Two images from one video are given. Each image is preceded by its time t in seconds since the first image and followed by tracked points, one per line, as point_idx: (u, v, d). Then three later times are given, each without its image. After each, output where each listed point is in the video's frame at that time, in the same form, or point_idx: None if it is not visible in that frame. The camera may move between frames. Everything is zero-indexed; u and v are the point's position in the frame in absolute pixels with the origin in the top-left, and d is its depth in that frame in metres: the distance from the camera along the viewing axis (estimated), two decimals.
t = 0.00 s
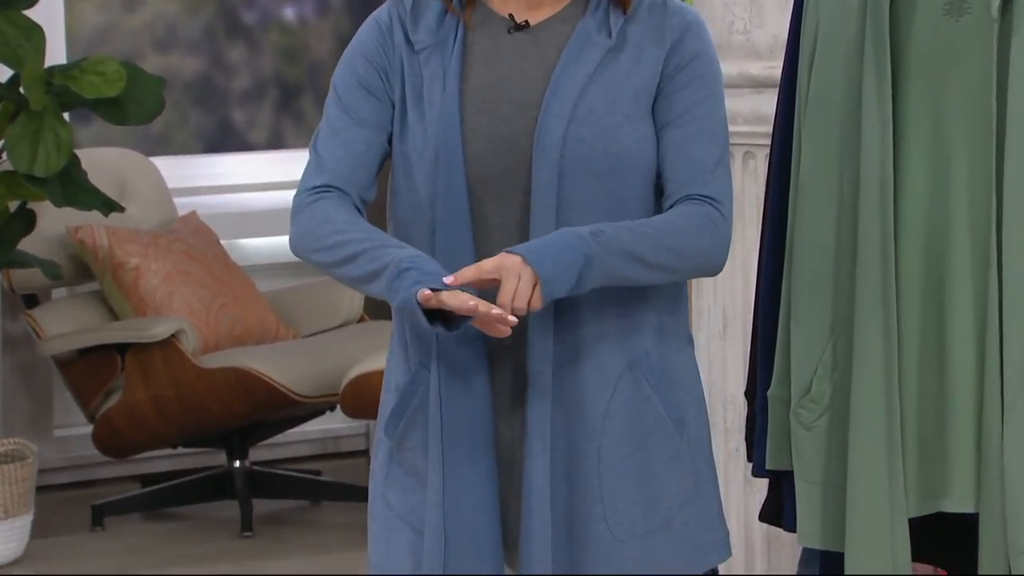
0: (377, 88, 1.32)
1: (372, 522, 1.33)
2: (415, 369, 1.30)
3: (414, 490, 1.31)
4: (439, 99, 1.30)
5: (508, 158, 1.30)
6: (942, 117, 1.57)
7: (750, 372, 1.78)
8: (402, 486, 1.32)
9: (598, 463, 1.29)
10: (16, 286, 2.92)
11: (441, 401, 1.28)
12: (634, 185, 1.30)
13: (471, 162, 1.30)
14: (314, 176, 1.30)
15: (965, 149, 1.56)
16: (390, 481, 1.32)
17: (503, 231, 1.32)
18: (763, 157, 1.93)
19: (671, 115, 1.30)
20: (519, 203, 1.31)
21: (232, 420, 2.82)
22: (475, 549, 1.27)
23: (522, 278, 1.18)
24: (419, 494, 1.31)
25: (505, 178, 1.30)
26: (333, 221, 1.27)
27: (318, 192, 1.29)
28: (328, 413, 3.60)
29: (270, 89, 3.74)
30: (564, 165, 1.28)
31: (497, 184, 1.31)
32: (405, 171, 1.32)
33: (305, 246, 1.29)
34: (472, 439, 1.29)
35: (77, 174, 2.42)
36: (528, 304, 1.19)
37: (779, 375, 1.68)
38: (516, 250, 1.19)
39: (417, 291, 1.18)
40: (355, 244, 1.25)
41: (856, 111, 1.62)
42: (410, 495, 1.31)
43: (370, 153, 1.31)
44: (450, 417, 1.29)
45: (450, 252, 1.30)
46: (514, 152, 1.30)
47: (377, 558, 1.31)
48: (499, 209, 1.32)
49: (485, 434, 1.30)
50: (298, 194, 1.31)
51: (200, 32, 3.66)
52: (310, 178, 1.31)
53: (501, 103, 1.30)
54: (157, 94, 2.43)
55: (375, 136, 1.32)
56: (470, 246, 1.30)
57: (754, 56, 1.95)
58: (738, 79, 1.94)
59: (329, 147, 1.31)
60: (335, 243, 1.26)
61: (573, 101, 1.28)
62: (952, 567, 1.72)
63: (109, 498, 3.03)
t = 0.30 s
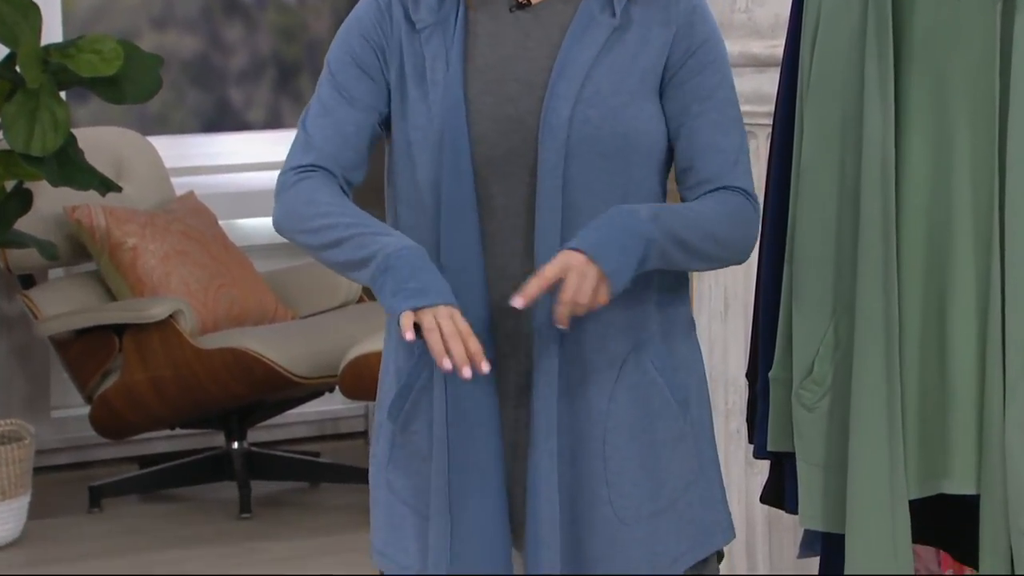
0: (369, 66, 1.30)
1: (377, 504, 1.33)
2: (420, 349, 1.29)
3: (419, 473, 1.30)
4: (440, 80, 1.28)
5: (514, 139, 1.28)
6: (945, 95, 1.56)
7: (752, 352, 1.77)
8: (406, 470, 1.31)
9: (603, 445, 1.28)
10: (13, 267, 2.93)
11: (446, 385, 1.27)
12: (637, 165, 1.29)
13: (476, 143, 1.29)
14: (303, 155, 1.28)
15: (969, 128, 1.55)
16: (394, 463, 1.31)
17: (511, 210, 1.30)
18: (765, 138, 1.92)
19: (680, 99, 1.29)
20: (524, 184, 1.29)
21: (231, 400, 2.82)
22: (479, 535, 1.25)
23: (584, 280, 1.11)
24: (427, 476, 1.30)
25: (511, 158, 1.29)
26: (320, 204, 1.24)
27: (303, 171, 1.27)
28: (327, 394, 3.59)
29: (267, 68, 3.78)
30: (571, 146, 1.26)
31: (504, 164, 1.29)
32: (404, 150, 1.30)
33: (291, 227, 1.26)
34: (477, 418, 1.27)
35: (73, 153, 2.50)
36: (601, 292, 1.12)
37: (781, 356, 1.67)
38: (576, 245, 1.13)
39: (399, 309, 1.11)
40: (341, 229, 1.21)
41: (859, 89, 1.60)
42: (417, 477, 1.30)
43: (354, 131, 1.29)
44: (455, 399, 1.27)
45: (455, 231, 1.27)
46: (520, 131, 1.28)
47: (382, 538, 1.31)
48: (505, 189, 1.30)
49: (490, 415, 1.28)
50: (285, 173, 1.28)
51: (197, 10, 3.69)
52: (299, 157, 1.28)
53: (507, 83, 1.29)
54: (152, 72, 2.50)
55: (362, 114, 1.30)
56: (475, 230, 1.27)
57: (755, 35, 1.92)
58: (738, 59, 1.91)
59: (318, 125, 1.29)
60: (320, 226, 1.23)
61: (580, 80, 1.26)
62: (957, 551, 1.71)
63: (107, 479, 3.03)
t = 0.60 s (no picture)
0: (382, 41, 1.20)
1: (382, 490, 1.25)
2: (453, 334, 1.23)
3: (441, 462, 1.25)
4: (473, 57, 1.21)
5: (547, 110, 1.24)
6: (949, 82, 1.54)
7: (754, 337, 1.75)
8: (424, 458, 1.25)
9: (621, 418, 1.27)
10: (8, 253, 2.93)
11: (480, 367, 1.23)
12: (649, 137, 1.27)
13: (512, 113, 1.23)
14: (336, 140, 1.17)
15: (972, 116, 1.54)
16: (404, 449, 1.25)
17: (542, 182, 1.25)
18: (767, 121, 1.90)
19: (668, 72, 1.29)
20: (559, 156, 1.25)
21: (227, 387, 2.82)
22: (513, 530, 1.24)
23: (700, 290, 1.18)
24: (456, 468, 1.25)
25: (544, 130, 1.24)
26: (377, 194, 1.15)
27: (344, 155, 1.17)
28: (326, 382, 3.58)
29: (265, 52, 3.76)
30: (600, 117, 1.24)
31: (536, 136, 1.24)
32: (422, 130, 1.22)
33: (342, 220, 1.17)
34: (511, 399, 1.24)
35: (68, 137, 2.49)
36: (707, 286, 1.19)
37: (784, 342, 1.65)
38: (674, 249, 1.19)
39: (515, 312, 1.08)
40: (408, 219, 1.14)
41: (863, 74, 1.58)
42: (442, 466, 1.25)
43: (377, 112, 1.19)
44: (488, 379, 1.23)
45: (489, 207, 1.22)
46: (550, 105, 1.24)
47: (392, 530, 1.25)
48: (535, 161, 1.25)
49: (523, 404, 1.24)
50: (317, 160, 1.17)
51: None
52: (331, 142, 1.17)
53: (535, 51, 1.23)
54: (148, 54, 2.47)
55: (382, 93, 1.19)
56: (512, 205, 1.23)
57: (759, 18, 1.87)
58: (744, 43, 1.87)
59: (338, 105, 1.18)
60: (383, 218, 1.15)
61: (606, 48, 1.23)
62: (957, 538, 1.70)
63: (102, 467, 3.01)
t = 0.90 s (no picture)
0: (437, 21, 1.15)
1: (419, 488, 1.22)
2: (508, 325, 1.22)
3: (488, 457, 1.22)
4: (527, 36, 1.19)
5: (585, 86, 1.24)
6: (958, 69, 1.51)
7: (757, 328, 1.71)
8: (466, 454, 1.21)
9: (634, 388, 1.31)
10: None
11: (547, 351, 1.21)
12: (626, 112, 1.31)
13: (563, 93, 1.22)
14: (440, 120, 1.11)
15: (981, 104, 1.50)
16: (446, 442, 1.21)
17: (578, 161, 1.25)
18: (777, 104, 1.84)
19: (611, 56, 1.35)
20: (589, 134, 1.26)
21: (222, 377, 2.79)
22: (570, 522, 1.20)
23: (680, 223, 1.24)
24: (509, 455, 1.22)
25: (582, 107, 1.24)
26: (506, 170, 1.11)
27: (453, 133, 1.11)
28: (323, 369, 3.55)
29: (259, 34, 3.71)
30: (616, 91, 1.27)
31: (577, 113, 1.23)
32: (477, 113, 1.19)
33: (467, 201, 1.11)
34: (567, 385, 1.21)
35: (58, 122, 2.47)
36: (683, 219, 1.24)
37: (790, 333, 1.62)
38: (661, 189, 1.26)
39: (680, 278, 1.12)
40: (544, 192, 1.11)
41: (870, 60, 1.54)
42: (481, 461, 1.21)
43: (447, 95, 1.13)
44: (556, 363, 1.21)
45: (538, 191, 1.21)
46: (584, 79, 1.24)
47: (440, 527, 1.22)
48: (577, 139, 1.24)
49: (584, 395, 1.22)
50: (424, 142, 1.10)
51: None
52: (434, 124, 1.11)
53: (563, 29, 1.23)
54: (141, 37, 2.43)
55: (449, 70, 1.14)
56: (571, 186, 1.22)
57: None
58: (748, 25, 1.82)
59: (422, 89, 1.11)
60: (518, 192, 1.11)
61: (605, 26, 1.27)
62: (963, 529, 1.67)
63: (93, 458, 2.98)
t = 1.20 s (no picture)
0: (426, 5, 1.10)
1: (433, 493, 1.18)
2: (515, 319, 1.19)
3: (512, 462, 1.19)
4: (520, 26, 1.16)
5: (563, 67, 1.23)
6: (974, 53, 1.45)
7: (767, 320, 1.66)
8: (480, 459, 1.18)
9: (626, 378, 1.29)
10: None
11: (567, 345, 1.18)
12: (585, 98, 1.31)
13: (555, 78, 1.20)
14: (415, 103, 1.07)
15: (999, 90, 1.44)
16: (457, 442, 1.18)
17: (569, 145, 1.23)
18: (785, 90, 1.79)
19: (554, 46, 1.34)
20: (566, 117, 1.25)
21: (210, 370, 2.73)
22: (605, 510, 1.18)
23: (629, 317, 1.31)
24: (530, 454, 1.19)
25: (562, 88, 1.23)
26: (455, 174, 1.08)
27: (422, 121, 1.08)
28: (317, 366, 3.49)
29: (248, 18, 3.67)
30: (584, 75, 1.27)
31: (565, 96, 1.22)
32: (473, 103, 1.16)
33: (421, 193, 1.07)
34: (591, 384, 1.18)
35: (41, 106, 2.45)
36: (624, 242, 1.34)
37: (801, 325, 1.56)
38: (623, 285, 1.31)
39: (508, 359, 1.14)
40: (496, 217, 1.09)
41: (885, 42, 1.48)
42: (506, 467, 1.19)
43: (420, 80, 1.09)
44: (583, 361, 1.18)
45: (539, 182, 1.19)
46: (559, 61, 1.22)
47: (456, 532, 1.19)
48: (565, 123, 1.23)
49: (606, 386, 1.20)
50: (398, 122, 1.06)
51: None
52: (411, 105, 1.06)
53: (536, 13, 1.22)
54: (127, 20, 2.43)
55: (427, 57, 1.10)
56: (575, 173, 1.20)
57: None
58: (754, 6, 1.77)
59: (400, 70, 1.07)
60: (470, 205, 1.08)
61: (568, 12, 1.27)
62: (979, 527, 1.61)
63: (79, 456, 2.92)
